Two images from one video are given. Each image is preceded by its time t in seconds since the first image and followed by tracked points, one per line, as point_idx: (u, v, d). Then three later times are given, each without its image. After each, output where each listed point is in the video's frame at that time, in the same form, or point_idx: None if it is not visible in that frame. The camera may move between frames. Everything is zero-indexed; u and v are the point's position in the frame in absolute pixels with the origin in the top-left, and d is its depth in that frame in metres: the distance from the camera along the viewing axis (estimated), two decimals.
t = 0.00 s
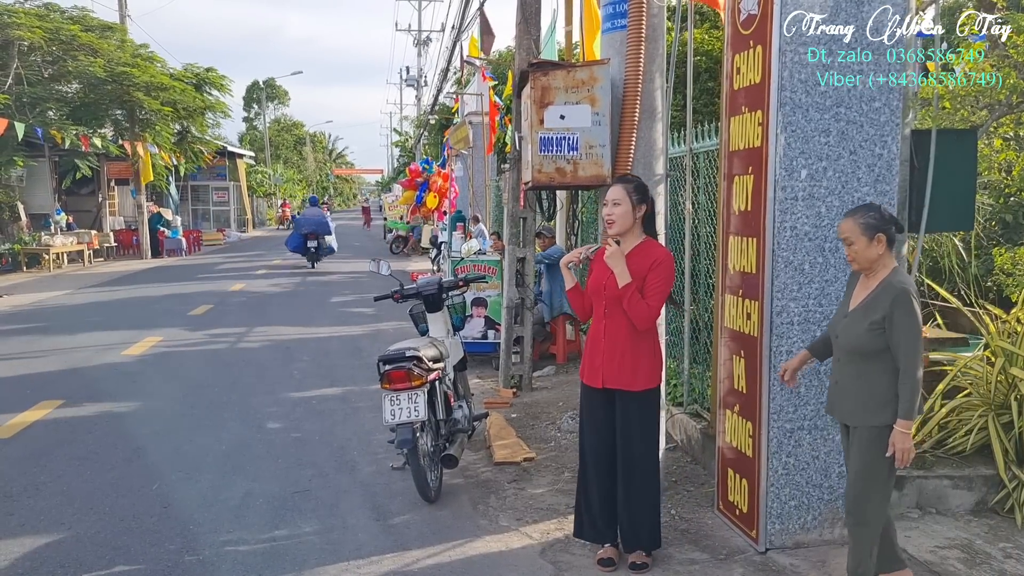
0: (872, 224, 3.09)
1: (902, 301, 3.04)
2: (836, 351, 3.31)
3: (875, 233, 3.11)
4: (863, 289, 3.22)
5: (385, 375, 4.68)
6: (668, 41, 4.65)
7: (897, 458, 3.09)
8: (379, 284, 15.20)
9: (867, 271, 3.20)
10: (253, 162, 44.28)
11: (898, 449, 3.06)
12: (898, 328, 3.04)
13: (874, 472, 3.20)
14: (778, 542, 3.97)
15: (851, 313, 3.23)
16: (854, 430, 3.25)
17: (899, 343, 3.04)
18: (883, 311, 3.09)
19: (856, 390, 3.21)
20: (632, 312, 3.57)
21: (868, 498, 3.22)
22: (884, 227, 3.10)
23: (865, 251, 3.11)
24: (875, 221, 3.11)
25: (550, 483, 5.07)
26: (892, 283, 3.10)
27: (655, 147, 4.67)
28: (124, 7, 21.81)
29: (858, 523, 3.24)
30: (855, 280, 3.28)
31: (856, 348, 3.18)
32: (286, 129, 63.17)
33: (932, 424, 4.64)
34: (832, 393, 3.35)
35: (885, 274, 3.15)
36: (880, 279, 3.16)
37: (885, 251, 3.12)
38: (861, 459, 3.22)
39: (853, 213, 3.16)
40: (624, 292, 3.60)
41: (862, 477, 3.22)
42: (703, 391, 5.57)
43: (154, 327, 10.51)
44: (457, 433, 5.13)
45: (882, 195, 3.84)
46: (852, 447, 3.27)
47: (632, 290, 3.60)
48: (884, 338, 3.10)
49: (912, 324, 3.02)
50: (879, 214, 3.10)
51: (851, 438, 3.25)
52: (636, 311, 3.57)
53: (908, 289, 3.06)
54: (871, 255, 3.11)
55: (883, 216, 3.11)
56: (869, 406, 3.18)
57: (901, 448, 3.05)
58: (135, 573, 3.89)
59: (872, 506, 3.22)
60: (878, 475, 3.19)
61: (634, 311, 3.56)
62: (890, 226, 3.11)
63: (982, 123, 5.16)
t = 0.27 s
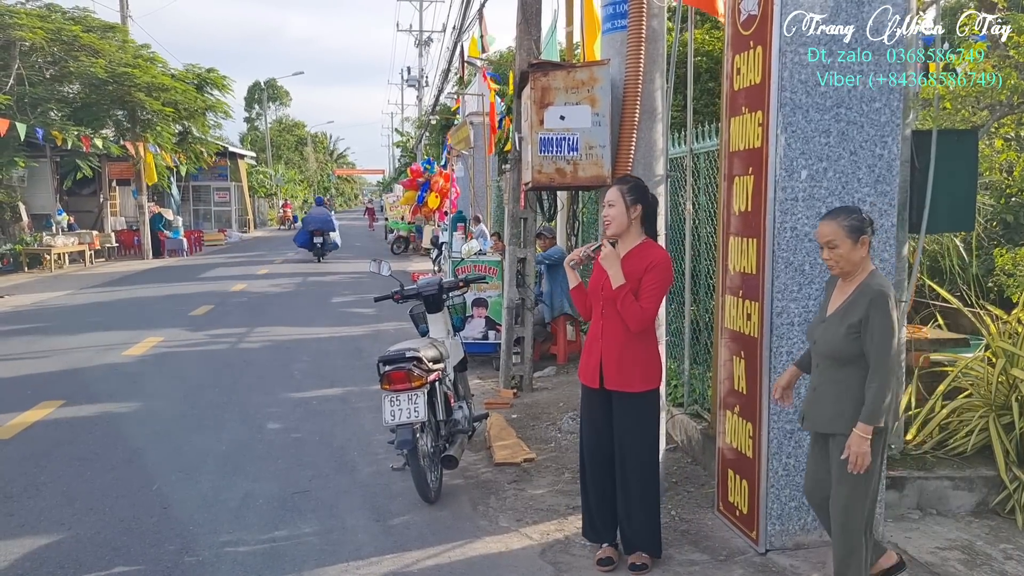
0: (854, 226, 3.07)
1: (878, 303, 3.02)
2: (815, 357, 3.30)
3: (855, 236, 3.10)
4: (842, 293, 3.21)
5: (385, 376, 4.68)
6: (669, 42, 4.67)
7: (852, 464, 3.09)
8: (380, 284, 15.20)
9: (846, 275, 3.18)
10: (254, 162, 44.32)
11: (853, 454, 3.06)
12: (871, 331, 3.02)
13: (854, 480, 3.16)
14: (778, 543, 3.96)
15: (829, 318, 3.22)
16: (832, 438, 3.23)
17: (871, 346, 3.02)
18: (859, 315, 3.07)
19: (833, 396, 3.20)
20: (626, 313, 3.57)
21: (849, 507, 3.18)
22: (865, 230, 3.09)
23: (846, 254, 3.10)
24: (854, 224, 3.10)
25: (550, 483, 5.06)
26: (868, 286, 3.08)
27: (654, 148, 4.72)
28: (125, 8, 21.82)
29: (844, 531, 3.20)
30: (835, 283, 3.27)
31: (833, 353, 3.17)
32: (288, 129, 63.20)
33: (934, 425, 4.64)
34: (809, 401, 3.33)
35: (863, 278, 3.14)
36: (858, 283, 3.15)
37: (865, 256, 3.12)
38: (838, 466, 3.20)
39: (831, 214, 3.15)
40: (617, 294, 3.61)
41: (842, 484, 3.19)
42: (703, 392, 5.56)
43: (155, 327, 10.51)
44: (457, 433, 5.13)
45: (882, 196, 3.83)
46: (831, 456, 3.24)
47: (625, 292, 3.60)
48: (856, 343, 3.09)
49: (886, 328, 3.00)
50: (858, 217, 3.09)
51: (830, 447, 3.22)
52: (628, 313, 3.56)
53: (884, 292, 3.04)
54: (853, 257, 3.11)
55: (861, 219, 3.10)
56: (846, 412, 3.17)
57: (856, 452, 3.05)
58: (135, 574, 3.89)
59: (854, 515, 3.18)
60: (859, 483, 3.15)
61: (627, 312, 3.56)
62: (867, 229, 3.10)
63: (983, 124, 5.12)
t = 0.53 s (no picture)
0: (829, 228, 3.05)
1: (850, 306, 3.00)
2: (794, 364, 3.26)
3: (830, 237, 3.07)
4: (817, 295, 3.19)
5: (385, 377, 4.68)
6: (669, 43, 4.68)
7: (797, 460, 3.11)
8: (381, 285, 15.19)
9: (821, 281, 3.16)
10: (255, 163, 44.32)
11: (801, 454, 3.07)
12: (842, 335, 2.99)
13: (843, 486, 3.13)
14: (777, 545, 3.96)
15: (804, 324, 3.19)
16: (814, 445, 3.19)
17: (841, 350, 2.99)
18: (831, 319, 3.04)
19: (810, 403, 3.16)
20: (619, 313, 3.57)
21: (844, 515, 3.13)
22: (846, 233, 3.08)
23: (824, 255, 3.08)
24: (829, 228, 3.08)
25: (549, 485, 5.06)
26: (841, 290, 3.05)
27: (654, 149, 4.72)
28: (126, 8, 21.84)
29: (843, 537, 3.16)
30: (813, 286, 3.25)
31: (809, 359, 3.13)
32: (289, 129, 63.23)
33: (935, 426, 4.63)
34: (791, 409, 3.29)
35: (837, 281, 3.11)
36: (833, 286, 3.12)
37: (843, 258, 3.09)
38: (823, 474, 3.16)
39: (809, 218, 3.12)
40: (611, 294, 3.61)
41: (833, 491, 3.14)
42: (703, 393, 5.55)
43: (156, 327, 10.52)
44: (457, 434, 5.13)
45: (883, 197, 3.82)
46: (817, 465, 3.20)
47: (619, 292, 3.60)
48: (824, 345, 3.07)
49: (859, 330, 2.97)
50: (833, 220, 3.07)
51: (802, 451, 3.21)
52: (621, 313, 3.57)
53: (857, 295, 3.01)
54: (828, 261, 3.09)
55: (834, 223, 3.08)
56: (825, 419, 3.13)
57: (803, 449, 3.06)
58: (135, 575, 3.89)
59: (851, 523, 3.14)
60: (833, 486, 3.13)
61: (620, 312, 3.57)
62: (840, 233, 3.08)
63: (984, 125, 5.09)
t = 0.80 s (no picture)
0: (807, 231, 3.06)
1: (824, 310, 2.99)
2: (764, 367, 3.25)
3: (805, 239, 3.07)
4: (788, 298, 3.18)
5: (387, 378, 4.68)
6: (672, 44, 4.71)
7: (779, 468, 3.07)
8: (382, 286, 15.19)
9: (794, 283, 3.15)
10: (257, 163, 44.34)
11: (784, 461, 3.04)
12: (817, 338, 2.98)
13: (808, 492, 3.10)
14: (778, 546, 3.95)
15: (776, 327, 3.17)
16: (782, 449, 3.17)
17: (816, 354, 2.97)
18: (805, 323, 3.03)
19: (782, 406, 3.14)
20: (626, 313, 3.56)
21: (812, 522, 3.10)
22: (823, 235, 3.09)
23: (800, 257, 3.07)
24: (805, 231, 3.07)
25: (552, 486, 5.06)
26: (815, 293, 3.04)
27: (657, 150, 4.76)
28: (129, 9, 21.87)
29: (809, 545, 3.12)
30: (783, 289, 3.24)
31: (781, 362, 3.11)
32: (291, 130, 63.27)
33: (937, 428, 4.63)
34: (761, 412, 3.27)
35: (810, 284, 3.11)
36: (805, 289, 3.11)
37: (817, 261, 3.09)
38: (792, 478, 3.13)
39: (786, 220, 3.12)
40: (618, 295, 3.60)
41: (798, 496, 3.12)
42: (706, 394, 5.55)
43: (158, 328, 10.53)
44: (460, 435, 5.13)
45: (886, 198, 3.80)
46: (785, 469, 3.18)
47: (626, 292, 3.58)
48: (798, 349, 3.06)
49: (833, 335, 2.97)
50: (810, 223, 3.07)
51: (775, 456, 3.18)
52: (628, 313, 3.55)
53: (831, 299, 3.01)
54: (804, 263, 3.08)
55: (810, 227, 3.08)
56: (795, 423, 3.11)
57: (786, 456, 3.03)
58: None
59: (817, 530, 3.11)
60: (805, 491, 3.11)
61: (627, 312, 3.55)
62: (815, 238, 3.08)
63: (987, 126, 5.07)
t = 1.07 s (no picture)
0: (792, 232, 3.05)
1: (814, 312, 2.98)
2: (752, 368, 3.24)
3: (792, 241, 3.06)
4: (774, 300, 3.16)
5: (394, 379, 4.69)
6: (679, 46, 4.71)
7: (793, 475, 3.06)
8: (389, 287, 15.20)
9: (780, 284, 3.13)
10: (264, 164, 44.45)
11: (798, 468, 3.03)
12: (809, 341, 2.98)
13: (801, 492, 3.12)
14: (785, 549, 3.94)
15: (764, 328, 3.16)
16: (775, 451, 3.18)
17: (812, 357, 2.97)
18: (795, 325, 3.01)
19: (774, 408, 3.14)
20: (645, 314, 3.54)
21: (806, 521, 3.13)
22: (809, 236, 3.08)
23: (787, 259, 3.05)
24: (792, 231, 3.05)
25: (558, 488, 5.05)
26: (801, 295, 3.03)
27: (664, 152, 4.76)
28: (136, 11, 21.95)
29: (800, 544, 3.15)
30: (768, 289, 3.22)
31: (771, 365, 3.10)
32: (297, 131, 63.40)
33: (945, 431, 4.61)
34: (750, 413, 3.27)
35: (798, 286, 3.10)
36: (791, 290, 3.10)
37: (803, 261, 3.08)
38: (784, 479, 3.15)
39: (772, 221, 3.09)
40: (636, 297, 3.58)
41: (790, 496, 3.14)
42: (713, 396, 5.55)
43: (165, 329, 10.56)
44: (466, 437, 5.14)
45: (893, 201, 3.79)
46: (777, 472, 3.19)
47: (644, 294, 3.56)
48: (789, 351, 3.05)
49: (825, 337, 2.97)
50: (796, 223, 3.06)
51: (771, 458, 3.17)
52: (648, 315, 3.53)
53: (821, 300, 3.01)
54: (792, 264, 3.06)
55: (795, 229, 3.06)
56: (788, 425, 3.11)
57: (800, 464, 3.02)
58: None
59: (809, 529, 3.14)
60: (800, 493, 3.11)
61: (647, 314, 3.53)
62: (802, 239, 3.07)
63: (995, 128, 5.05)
